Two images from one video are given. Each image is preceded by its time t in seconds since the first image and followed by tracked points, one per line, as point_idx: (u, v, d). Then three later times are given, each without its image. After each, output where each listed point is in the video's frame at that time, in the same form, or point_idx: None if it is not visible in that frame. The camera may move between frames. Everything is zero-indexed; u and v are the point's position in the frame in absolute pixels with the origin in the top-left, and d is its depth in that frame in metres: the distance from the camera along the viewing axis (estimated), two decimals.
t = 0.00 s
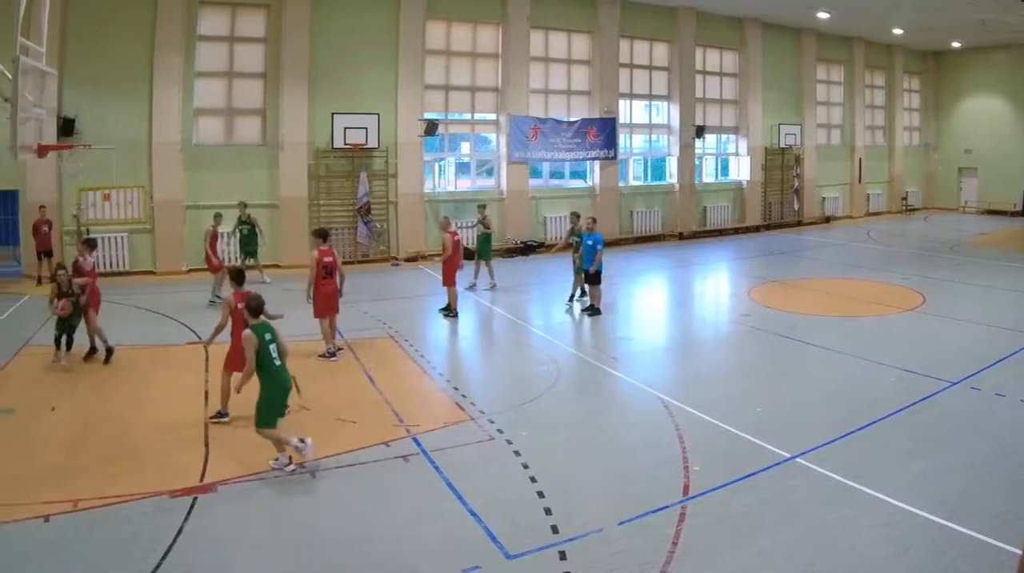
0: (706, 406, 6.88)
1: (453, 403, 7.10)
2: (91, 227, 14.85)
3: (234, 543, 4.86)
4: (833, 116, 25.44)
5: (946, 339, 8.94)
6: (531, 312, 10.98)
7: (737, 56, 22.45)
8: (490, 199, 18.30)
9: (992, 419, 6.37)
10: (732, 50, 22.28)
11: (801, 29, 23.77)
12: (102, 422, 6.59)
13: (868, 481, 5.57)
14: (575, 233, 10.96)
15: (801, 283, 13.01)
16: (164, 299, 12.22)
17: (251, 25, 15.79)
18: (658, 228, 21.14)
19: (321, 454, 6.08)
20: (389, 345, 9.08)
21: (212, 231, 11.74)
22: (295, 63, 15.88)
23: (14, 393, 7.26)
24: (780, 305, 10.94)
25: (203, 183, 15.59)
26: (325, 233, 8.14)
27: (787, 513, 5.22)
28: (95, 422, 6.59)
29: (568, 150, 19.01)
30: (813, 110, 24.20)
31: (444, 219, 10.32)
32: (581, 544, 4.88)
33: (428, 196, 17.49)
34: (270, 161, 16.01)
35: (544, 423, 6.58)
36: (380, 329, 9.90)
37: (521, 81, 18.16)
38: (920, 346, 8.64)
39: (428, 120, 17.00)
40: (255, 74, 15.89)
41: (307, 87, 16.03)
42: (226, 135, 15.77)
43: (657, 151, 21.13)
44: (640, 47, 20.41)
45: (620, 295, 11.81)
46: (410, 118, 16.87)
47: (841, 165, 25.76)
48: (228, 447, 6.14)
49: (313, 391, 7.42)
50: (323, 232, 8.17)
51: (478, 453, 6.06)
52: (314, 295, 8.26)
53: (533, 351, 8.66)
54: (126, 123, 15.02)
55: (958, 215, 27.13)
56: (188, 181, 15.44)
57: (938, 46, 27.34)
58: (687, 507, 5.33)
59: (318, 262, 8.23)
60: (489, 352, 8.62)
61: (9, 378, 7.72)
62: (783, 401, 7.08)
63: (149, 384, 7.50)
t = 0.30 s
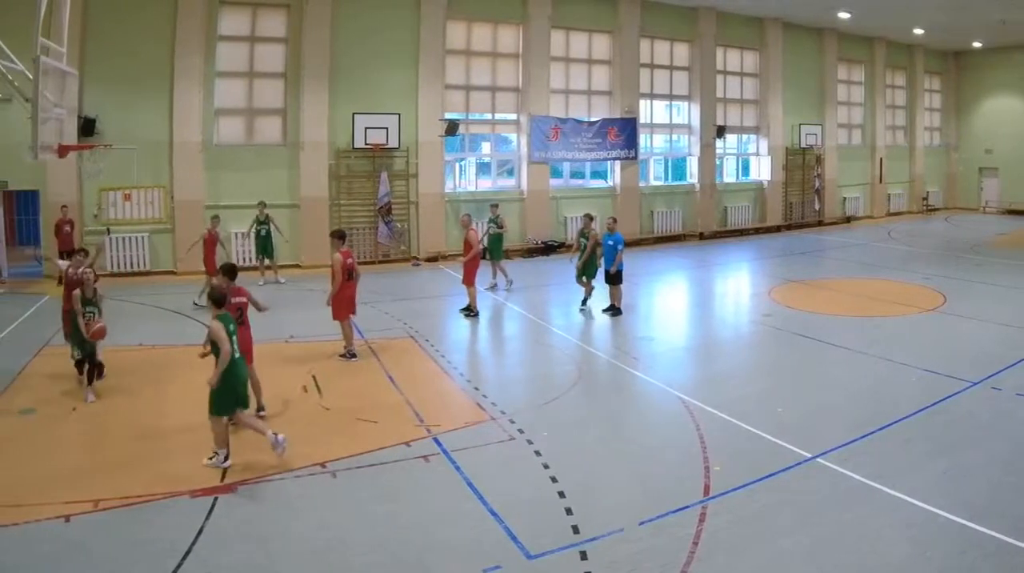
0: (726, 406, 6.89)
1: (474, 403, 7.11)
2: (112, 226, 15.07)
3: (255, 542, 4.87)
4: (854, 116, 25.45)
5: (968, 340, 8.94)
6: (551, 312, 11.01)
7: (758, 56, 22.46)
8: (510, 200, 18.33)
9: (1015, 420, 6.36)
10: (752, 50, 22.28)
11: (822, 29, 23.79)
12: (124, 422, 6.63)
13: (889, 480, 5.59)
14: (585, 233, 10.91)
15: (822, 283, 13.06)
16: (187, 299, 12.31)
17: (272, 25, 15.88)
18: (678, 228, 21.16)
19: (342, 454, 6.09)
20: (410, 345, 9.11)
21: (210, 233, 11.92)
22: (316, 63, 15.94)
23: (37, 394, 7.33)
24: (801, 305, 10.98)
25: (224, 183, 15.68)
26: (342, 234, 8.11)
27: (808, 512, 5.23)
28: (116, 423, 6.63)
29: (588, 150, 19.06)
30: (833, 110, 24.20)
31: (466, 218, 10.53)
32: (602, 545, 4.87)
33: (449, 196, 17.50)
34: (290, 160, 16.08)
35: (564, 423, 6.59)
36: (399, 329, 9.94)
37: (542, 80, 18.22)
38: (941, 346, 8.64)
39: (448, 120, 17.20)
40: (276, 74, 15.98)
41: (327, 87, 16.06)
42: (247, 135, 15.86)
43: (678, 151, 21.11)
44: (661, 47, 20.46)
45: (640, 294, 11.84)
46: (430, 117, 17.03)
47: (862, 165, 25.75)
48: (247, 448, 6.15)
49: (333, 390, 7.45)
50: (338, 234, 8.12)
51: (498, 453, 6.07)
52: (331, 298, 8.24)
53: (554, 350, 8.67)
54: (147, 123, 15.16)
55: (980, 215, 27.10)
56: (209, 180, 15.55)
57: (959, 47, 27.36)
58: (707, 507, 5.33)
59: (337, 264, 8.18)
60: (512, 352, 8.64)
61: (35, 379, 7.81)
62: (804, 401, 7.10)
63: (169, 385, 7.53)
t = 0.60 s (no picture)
0: (746, 407, 6.91)
1: (495, 403, 7.13)
2: (132, 226, 15.16)
3: (274, 542, 4.88)
4: (874, 116, 25.44)
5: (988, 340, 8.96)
6: (569, 312, 11.07)
7: (778, 56, 22.46)
8: (531, 199, 18.50)
9: None
10: (772, 50, 22.28)
11: (841, 29, 23.79)
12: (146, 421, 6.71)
13: (907, 479, 5.60)
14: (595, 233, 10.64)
15: (840, 283, 13.14)
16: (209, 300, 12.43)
17: (292, 24, 16.01)
18: (698, 229, 21.17)
19: (360, 455, 6.10)
20: (429, 345, 9.16)
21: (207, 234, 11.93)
22: (336, 63, 16.12)
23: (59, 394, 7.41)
24: (820, 305, 11.05)
25: (245, 184, 15.85)
26: (359, 235, 8.15)
27: (828, 512, 5.23)
28: (136, 423, 6.66)
29: (608, 150, 19.16)
30: (854, 110, 24.21)
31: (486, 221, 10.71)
32: (622, 544, 4.86)
33: (468, 196, 17.69)
34: (310, 160, 16.24)
35: (583, 423, 6.61)
36: (418, 330, 10.00)
37: (561, 80, 18.34)
38: (961, 347, 8.63)
39: (469, 120, 17.28)
40: (297, 73, 16.11)
41: (347, 88, 16.25)
42: (266, 135, 16.01)
43: (697, 151, 21.15)
44: (680, 47, 20.49)
45: (660, 295, 11.91)
46: (450, 117, 17.16)
47: (882, 165, 25.78)
48: (266, 448, 6.16)
49: (352, 391, 7.49)
50: (356, 236, 8.14)
51: (518, 452, 6.08)
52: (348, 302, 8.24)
53: (575, 351, 8.72)
54: (166, 124, 15.31)
55: (1001, 215, 27.04)
56: (228, 180, 15.72)
57: (979, 46, 27.36)
58: (727, 507, 5.32)
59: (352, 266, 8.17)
60: (534, 353, 8.70)
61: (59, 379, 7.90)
62: (824, 401, 7.13)
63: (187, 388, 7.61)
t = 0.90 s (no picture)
0: (766, 409, 6.96)
1: (517, 403, 7.20)
2: (152, 226, 15.28)
3: (292, 541, 4.86)
4: (894, 116, 25.44)
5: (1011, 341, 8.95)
6: (590, 312, 11.23)
7: (798, 56, 22.49)
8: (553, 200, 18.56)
9: None
10: (793, 50, 22.33)
11: (862, 29, 23.80)
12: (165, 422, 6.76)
13: (928, 480, 5.59)
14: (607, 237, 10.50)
15: (860, 283, 13.22)
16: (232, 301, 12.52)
17: (312, 24, 16.13)
18: (719, 229, 21.20)
19: (381, 455, 6.11)
20: (450, 345, 9.36)
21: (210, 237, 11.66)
22: (357, 64, 16.22)
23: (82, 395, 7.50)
24: (840, 305, 11.14)
25: (266, 184, 15.98)
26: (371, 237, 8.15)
27: (850, 512, 5.21)
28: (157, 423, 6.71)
29: (629, 150, 19.19)
30: (874, 110, 24.21)
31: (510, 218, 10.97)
32: (643, 544, 4.82)
33: (490, 196, 17.78)
34: (330, 160, 16.35)
35: (603, 424, 6.66)
36: (441, 329, 10.23)
37: (582, 81, 18.40)
38: (981, 349, 8.65)
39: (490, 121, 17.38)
40: (317, 74, 16.24)
41: (367, 89, 16.36)
42: (287, 135, 16.13)
43: (718, 151, 21.17)
44: (701, 47, 20.51)
45: (681, 296, 12.07)
46: (470, 117, 17.26)
47: (902, 165, 25.78)
48: (287, 449, 6.19)
49: (372, 393, 7.59)
50: (368, 238, 8.13)
51: (539, 453, 6.11)
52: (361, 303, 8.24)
53: (595, 353, 8.88)
54: (187, 124, 15.40)
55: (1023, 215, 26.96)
56: (249, 181, 15.83)
57: (1000, 46, 27.34)
58: (748, 507, 5.30)
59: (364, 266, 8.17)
60: (556, 353, 8.91)
61: (90, 379, 8.03)
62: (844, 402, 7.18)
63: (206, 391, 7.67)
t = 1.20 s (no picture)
0: (786, 409, 6.98)
1: (538, 403, 7.23)
2: (172, 226, 15.38)
3: (310, 540, 4.83)
4: (914, 116, 25.44)
5: None
6: (609, 312, 11.27)
7: (818, 56, 22.49)
8: (572, 200, 18.59)
9: None
10: (813, 50, 22.33)
11: (882, 29, 23.80)
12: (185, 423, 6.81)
13: (948, 481, 5.57)
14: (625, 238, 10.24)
15: (880, 283, 13.23)
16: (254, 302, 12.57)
17: (332, 25, 16.14)
18: (738, 229, 21.20)
19: (401, 455, 6.11)
20: (469, 345, 9.40)
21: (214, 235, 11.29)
22: (374, 63, 16.20)
23: (105, 394, 7.59)
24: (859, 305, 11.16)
25: (284, 184, 16.01)
26: (377, 236, 8.14)
27: (872, 512, 5.18)
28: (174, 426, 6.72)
29: (649, 150, 19.21)
30: (893, 110, 24.19)
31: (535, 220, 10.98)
32: (664, 544, 4.77)
33: (509, 196, 17.80)
34: (348, 160, 16.37)
35: (621, 425, 6.67)
36: (462, 329, 10.28)
37: (601, 80, 18.39)
38: (1000, 350, 8.65)
39: (508, 120, 17.41)
40: (337, 74, 16.24)
41: (386, 89, 16.35)
42: (306, 135, 16.15)
43: (737, 151, 21.18)
44: (721, 47, 20.51)
45: (700, 296, 12.11)
46: (490, 117, 17.28)
47: (922, 166, 25.79)
48: (306, 450, 6.20)
49: (391, 393, 7.63)
50: (374, 238, 8.12)
51: (559, 453, 6.12)
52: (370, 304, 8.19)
53: (614, 353, 8.92)
54: (205, 123, 15.47)
55: None
56: (269, 182, 15.88)
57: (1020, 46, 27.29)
58: (768, 507, 5.25)
59: (372, 267, 8.13)
60: (576, 353, 8.96)
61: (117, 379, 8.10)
62: (864, 402, 7.19)
63: (225, 390, 7.74)
